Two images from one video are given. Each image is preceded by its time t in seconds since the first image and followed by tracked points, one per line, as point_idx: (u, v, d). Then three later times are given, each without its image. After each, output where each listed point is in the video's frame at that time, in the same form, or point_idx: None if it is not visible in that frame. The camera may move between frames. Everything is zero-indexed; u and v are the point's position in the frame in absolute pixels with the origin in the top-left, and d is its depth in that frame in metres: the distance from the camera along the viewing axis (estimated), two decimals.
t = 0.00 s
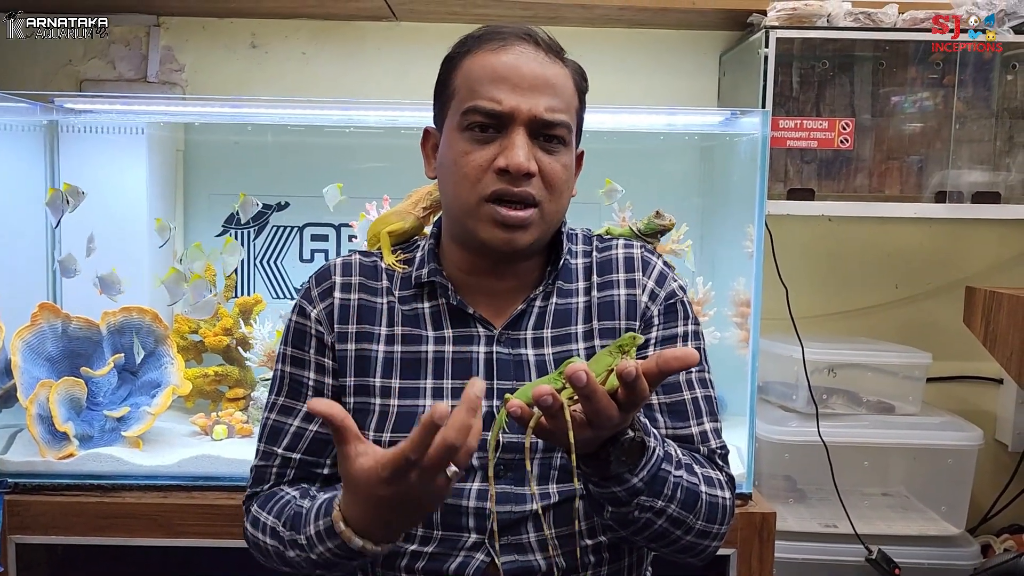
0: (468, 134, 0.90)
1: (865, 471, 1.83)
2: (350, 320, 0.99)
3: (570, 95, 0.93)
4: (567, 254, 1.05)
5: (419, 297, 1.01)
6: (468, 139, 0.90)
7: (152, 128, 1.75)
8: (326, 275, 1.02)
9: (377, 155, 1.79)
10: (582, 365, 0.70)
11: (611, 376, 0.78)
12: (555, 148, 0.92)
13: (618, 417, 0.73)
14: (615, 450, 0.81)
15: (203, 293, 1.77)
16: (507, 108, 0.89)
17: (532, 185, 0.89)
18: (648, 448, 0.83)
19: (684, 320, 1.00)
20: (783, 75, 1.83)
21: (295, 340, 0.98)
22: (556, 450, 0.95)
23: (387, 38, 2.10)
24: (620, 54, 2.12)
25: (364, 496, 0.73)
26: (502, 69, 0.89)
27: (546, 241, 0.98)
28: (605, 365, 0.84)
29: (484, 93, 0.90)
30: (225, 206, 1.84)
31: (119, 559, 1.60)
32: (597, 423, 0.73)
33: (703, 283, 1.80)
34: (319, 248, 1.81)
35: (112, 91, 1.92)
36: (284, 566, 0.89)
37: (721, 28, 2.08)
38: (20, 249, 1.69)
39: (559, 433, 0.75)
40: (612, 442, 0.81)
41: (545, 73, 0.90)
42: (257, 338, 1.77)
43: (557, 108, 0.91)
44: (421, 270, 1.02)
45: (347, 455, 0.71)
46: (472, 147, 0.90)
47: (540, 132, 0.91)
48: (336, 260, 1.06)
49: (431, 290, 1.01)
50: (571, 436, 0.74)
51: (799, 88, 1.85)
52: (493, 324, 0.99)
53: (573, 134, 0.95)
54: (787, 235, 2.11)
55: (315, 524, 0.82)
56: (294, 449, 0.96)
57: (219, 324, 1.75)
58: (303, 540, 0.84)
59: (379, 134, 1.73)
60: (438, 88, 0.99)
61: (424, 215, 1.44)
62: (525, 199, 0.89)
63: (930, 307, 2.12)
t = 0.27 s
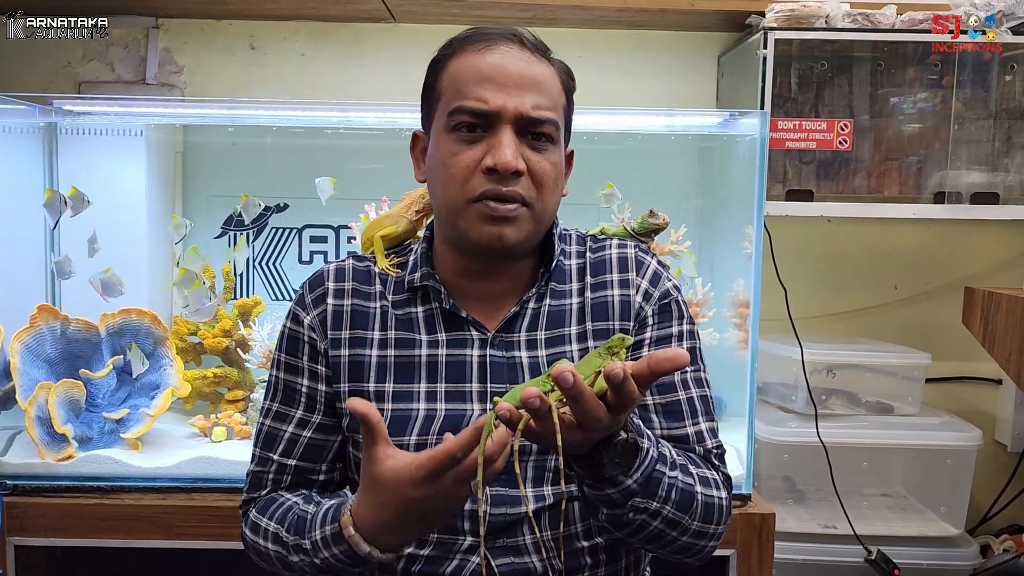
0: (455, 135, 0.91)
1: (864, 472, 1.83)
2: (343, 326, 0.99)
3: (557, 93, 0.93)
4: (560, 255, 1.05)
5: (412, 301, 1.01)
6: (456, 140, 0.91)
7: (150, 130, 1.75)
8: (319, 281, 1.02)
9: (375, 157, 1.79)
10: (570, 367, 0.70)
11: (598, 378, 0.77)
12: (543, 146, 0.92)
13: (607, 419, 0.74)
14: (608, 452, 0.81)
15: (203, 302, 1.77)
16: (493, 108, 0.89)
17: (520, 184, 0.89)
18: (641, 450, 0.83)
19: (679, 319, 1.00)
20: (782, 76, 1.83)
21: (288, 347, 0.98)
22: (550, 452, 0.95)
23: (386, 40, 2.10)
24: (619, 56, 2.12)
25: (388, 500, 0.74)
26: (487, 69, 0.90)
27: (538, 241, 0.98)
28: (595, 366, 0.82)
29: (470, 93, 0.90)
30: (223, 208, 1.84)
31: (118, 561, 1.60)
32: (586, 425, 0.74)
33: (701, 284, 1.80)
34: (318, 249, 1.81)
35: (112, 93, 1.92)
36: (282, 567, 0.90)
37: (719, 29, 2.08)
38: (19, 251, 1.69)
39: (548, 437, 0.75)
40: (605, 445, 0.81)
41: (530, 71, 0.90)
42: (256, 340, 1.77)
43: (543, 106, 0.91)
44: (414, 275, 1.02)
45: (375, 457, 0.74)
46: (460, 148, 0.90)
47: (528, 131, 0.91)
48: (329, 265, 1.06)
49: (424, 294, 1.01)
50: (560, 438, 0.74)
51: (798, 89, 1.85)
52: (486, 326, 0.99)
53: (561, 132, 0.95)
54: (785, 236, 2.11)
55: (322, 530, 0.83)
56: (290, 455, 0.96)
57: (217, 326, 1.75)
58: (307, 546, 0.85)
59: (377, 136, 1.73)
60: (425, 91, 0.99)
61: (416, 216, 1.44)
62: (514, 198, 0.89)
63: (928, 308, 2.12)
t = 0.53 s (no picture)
0: (449, 139, 0.91)
1: (863, 472, 1.83)
2: (344, 322, 1.00)
3: (550, 93, 0.93)
4: (560, 256, 1.05)
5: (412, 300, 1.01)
6: (450, 143, 0.91)
7: (149, 131, 1.74)
8: (321, 278, 1.02)
9: (374, 158, 1.78)
10: (564, 361, 0.70)
11: (594, 376, 0.79)
12: (538, 147, 0.92)
13: (601, 417, 0.74)
14: (605, 451, 0.81)
15: (202, 307, 1.79)
16: (486, 110, 0.89)
17: (515, 185, 0.89)
18: (637, 449, 0.84)
19: (678, 320, 1.00)
20: (780, 77, 1.83)
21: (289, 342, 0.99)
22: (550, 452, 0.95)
23: (384, 41, 2.10)
24: (618, 56, 2.12)
25: (336, 414, 0.71)
26: (479, 72, 0.90)
27: (535, 241, 0.98)
28: (590, 364, 0.85)
29: (463, 96, 0.90)
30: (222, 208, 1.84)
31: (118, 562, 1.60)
32: (580, 423, 0.74)
33: (701, 285, 1.80)
34: (317, 251, 1.80)
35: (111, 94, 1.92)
36: (264, 544, 0.87)
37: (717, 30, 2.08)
38: (17, 252, 1.69)
39: (543, 433, 0.75)
40: (602, 443, 0.81)
41: (522, 72, 0.90)
42: (254, 341, 1.78)
43: (536, 107, 0.91)
44: (414, 274, 1.03)
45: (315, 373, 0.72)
46: (454, 151, 0.90)
47: (522, 132, 0.91)
48: (331, 263, 1.06)
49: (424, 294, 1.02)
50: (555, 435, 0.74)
51: (796, 89, 1.85)
52: (485, 327, 1.00)
53: (556, 133, 0.95)
54: (784, 237, 2.11)
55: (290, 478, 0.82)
56: (284, 449, 0.95)
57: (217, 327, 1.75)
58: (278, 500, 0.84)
59: (376, 137, 1.73)
60: (421, 95, 0.99)
61: (419, 217, 1.44)
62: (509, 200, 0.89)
63: (927, 308, 2.12)
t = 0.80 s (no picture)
0: (451, 135, 0.91)
1: (863, 471, 1.84)
2: (347, 322, 0.99)
3: (552, 90, 0.93)
4: (563, 255, 1.05)
5: (416, 299, 1.01)
6: (452, 140, 0.91)
7: (148, 131, 1.74)
8: (324, 278, 1.02)
9: (373, 158, 1.78)
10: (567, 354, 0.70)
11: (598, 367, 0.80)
12: (539, 143, 0.92)
13: (603, 410, 0.74)
14: (607, 446, 0.81)
15: (204, 313, 1.78)
16: (488, 107, 0.89)
17: (517, 181, 0.88)
18: (640, 445, 0.83)
19: (680, 319, 1.00)
20: (780, 76, 1.83)
21: (293, 342, 0.98)
22: (552, 449, 0.95)
23: (383, 40, 2.10)
24: (617, 56, 2.12)
25: (348, 483, 0.72)
26: (481, 69, 0.90)
27: (537, 239, 0.98)
28: (592, 357, 0.85)
29: (465, 93, 0.90)
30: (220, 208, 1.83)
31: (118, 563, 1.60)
32: (583, 416, 0.74)
33: (700, 283, 1.81)
34: (316, 251, 1.80)
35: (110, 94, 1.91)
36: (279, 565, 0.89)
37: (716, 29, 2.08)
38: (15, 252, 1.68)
39: (546, 428, 0.76)
40: (603, 438, 0.81)
41: (524, 69, 0.90)
42: (254, 341, 1.78)
43: (538, 103, 0.91)
44: (417, 272, 1.02)
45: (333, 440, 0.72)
46: (456, 148, 0.90)
47: (524, 128, 0.91)
48: (334, 263, 1.06)
49: (427, 293, 1.01)
50: (557, 427, 0.75)
51: (796, 88, 1.85)
52: (487, 325, 0.99)
53: (558, 129, 0.95)
54: (783, 236, 2.11)
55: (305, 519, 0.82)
56: (294, 451, 0.95)
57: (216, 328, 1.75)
58: (291, 537, 0.84)
59: (375, 136, 1.73)
60: (423, 93, 0.99)
61: (422, 216, 1.42)
62: (511, 197, 0.89)
63: (926, 307, 2.13)
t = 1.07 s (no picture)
0: (456, 135, 0.91)
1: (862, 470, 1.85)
2: (352, 314, 0.99)
3: (556, 91, 0.93)
4: (566, 253, 1.04)
5: (421, 294, 1.01)
6: (457, 139, 0.90)
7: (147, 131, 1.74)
8: (329, 271, 1.02)
9: (372, 157, 1.78)
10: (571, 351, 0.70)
11: (603, 366, 0.80)
12: (543, 144, 0.92)
13: (607, 407, 0.74)
14: (610, 444, 0.82)
15: (207, 317, 1.80)
16: (492, 107, 0.89)
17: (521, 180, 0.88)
18: (642, 442, 0.83)
19: (683, 319, 1.00)
20: (779, 75, 1.83)
21: (297, 333, 0.98)
22: (554, 445, 0.96)
23: (382, 40, 2.10)
24: (616, 55, 2.12)
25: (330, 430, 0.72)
26: (486, 69, 0.90)
27: (541, 238, 0.98)
28: (596, 355, 0.85)
29: (469, 93, 0.90)
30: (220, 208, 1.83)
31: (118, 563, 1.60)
32: (587, 413, 0.74)
33: (699, 282, 1.81)
34: (315, 250, 1.81)
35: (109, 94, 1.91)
36: (267, 541, 0.88)
37: (715, 28, 2.08)
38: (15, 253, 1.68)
39: (549, 424, 0.76)
40: (607, 436, 0.82)
41: (528, 69, 0.90)
42: (254, 340, 1.77)
43: (542, 104, 0.90)
44: (423, 268, 1.01)
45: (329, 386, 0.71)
46: (461, 148, 0.90)
47: (528, 128, 0.91)
48: (340, 255, 1.06)
49: (433, 288, 1.01)
50: (562, 424, 0.74)
51: (795, 88, 1.85)
52: (491, 321, 0.99)
53: (562, 130, 0.95)
54: (782, 235, 2.11)
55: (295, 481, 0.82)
56: (293, 440, 0.95)
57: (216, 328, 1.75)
58: (282, 500, 0.84)
59: (374, 136, 1.73)
60: (428, 93, 0.99)
61: (427, 213, 1.44)
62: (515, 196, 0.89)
63: (926, 305, 2.13)
